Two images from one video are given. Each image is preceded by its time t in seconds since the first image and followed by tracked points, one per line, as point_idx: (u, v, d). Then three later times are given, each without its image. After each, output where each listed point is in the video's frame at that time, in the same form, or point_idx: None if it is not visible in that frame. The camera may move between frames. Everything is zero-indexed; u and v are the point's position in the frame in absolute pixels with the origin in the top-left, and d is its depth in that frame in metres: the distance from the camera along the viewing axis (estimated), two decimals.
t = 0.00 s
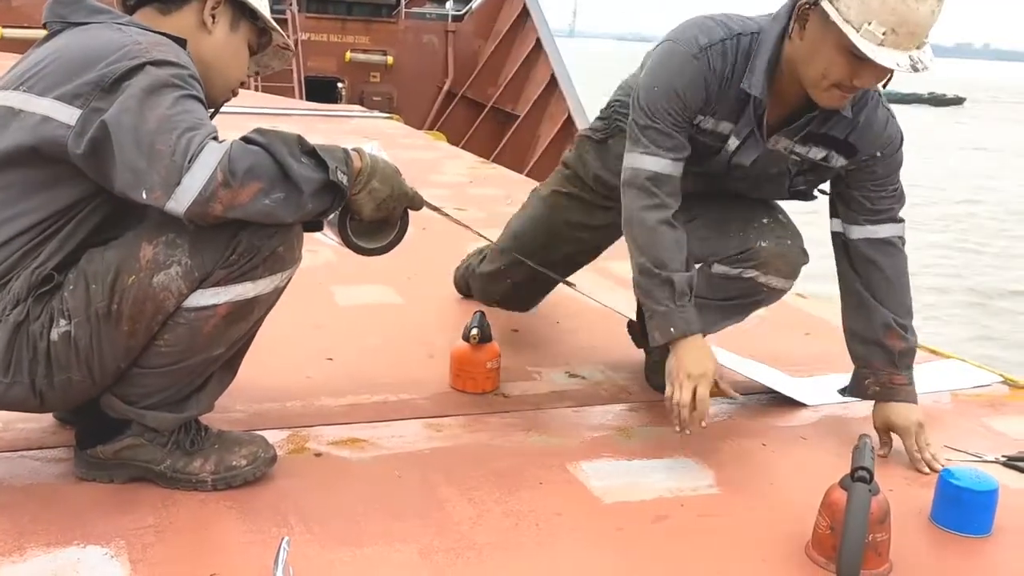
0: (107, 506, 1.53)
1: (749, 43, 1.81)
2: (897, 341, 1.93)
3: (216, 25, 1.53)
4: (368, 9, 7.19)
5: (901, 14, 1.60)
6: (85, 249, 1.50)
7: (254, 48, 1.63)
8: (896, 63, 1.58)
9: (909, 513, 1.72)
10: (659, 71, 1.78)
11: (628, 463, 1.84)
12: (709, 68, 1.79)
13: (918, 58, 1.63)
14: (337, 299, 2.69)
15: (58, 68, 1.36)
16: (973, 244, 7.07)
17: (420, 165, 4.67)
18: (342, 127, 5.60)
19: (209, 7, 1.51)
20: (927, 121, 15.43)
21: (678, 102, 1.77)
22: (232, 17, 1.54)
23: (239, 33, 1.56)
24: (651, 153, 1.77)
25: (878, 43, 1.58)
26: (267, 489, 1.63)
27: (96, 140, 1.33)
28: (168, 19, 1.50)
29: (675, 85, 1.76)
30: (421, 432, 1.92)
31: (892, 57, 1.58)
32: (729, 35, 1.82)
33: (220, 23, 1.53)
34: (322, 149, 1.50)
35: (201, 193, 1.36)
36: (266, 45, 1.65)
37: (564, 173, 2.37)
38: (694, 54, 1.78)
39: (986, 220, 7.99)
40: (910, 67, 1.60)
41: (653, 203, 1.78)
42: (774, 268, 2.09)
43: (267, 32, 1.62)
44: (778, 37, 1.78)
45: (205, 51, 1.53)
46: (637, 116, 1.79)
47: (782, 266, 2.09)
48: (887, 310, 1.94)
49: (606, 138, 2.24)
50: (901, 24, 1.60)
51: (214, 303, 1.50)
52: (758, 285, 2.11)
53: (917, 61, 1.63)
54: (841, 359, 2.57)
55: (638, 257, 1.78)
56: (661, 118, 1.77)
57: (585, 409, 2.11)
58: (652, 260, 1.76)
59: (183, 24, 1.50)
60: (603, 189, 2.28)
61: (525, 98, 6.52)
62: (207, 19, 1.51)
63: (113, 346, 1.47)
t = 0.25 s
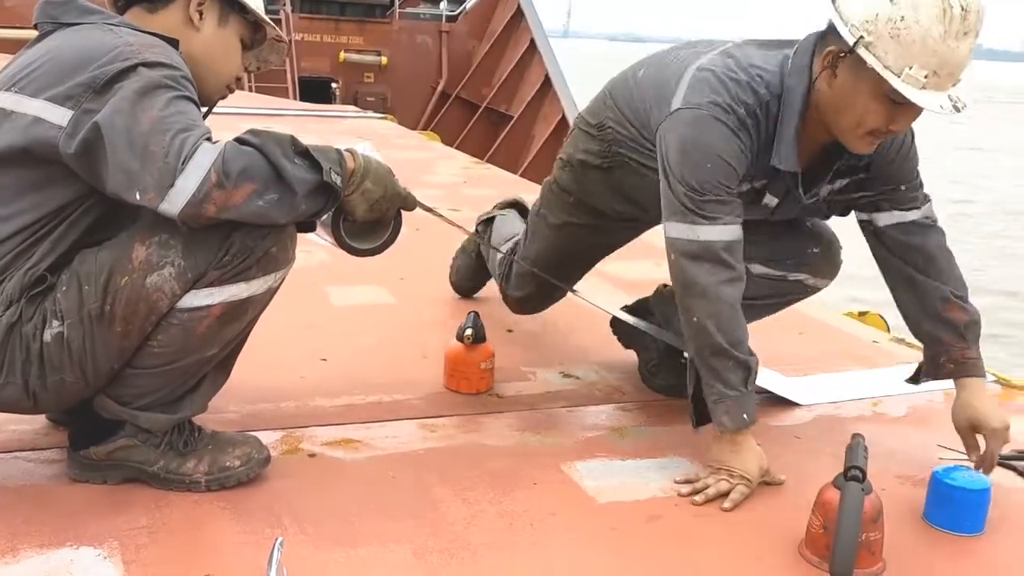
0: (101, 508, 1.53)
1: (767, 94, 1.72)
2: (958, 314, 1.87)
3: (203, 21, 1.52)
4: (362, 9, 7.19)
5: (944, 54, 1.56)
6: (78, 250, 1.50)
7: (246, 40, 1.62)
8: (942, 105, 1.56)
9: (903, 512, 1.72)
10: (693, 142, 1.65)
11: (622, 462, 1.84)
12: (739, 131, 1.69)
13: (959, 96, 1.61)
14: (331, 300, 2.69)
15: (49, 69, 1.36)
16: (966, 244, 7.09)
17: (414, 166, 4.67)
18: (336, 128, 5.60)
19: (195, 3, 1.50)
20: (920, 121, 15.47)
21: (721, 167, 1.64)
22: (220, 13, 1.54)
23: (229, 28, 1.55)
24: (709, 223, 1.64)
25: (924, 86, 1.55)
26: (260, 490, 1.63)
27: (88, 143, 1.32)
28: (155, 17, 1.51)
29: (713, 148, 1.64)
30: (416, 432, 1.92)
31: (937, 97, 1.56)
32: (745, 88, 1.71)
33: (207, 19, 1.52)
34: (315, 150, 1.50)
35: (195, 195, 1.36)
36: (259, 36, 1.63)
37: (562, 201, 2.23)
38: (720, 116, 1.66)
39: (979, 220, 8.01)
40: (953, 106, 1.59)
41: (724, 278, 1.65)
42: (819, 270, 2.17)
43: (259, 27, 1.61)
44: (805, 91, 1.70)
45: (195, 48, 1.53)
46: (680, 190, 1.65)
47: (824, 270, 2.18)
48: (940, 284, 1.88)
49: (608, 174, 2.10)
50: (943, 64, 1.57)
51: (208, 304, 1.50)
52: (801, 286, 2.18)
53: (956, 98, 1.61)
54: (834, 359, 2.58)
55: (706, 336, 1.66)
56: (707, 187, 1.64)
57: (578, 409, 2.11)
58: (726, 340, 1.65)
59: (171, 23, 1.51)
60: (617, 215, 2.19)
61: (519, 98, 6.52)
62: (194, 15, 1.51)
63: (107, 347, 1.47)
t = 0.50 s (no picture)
0: (92, 510, 1.53)
1: (774, 124, 1.73)
2: (986, 381, 1.78)
3: (188, 18, 1.52)
4: (355, 10, 7.19)
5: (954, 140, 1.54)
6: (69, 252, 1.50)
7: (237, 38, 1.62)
8: (944, 191, 1.54)
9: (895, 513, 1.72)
10: (694, 142, 1.66)
11: (616, 463, 1.84)
12: (741, 140, 1.69)
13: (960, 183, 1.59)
14: (325, 301, 2.69)
15: (38, 70, 1.35)
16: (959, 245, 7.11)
17: (408, 167, 4.67)
18: (330, 129, 5.60)
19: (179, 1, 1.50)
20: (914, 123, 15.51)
21: (717, 178, 1.65)
22: (206, 9, 1.53)
23: (216, 24, 1.55)
24: (699, 234, 1.64)
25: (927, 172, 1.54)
26: (253, 492, 1.63)
27: (78, 145, 1.32)
28: (139, 17, 1.51)
29: (711, 154, 1.65)
30: (409, 433, 1.92)
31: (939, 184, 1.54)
32: (754, 105, 1.74)
33: (192, 16, 1.52)
34: (308, 151, 1.49)
35: (188, 196, 1.36)
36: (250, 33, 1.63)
37: (557, 229, 2.23)
38: (726, 120, 1.68)
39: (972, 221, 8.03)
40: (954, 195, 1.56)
41: (708, 294, 1.66)
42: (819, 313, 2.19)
43: (248, 23, 1.60)
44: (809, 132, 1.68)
45: (182, 46, 1.53)
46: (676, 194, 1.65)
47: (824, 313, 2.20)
48: (956, 352, 1.80)
49: (603, 202, 2.11)
50: (949, 148, 1.55)
51: (200, 305, 1.49)
52: (798, 325, 2.21)
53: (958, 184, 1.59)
54: (827, 359, 2.59)
55: (688, 352, 1.67)
56: (699, 195, 1.64)
57: (572, 410, 2.11)
58: (708, 356, 1.67)
59: (155, 21, 1.51)
60: (609, 246, 2.19)
61: (513, 99, 6.53)
62: (178, 13, 1.51)
63: (98, 349, 1.46)
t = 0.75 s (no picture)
0: (88, 512, 1.52)
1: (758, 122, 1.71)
2: (971, 379, 1.78)
3: (181, 18, 1.52)
4: (351, 12, 7.19)
5: (914, 152, 1.53)
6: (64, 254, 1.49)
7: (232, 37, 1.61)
8: (901, 203, 1.55)
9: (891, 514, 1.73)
10: (678, 147, 1.64)
11: (612, 464, 1.85)
12: (727, 140, 1.67)
13: (927, 193, 1.59)
14: (321, 302, 2.69)
15: (32, 72, 1.35)
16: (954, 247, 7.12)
17: (404, 168, 4.67)
18: (325, 130, 5.59)
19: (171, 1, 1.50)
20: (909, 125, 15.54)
21: (703, 186, 1.63)
22: (198, 9, 1.53)
23: (209, 23, 1.55)
24: (688, 239, 1.64)
25: (883, 182, 1.54)
26: (249, 494, 1.62)
27: (73, 146, 1.31)
28: (132, 17, 1.50)
29: (698, 158, 1.63)
30: (405, 435, 1.92)
31: (897, 196, 1.54)
32: (738, 103, 1.71)
33: (184, 16, 1.52)
34: (304, 153, 1.49)
35: (184, 197, 1.36)
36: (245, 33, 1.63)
37: (552, 235, 2.23)
38: (711, 122, 1.66)
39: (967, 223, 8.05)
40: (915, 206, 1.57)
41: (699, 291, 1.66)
42: (807, 318, 2.18)
43: (243, 22, 1.60)
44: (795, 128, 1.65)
45: (175, 46, 1.53)
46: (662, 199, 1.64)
47: (812, 318, 2.19)
48: (946, 350, 1.80)
49: (597, 206, 2.11)
50: (912, 160, 1.54)
51: (196, 307, 1.49)
52: (787, 333, 2.21)
53: (925, 193, 1.59)
54: (823, 361, 2.59)
55: (678, 355, 1.68)
56: (687, 203, 1.63)
57: (568, 412, 2.11)
58: (698, 360, 1.68)
59: (147, 22, 1.51)
60: (604, 249, 2.18)
61: (509, 101, 6.53)
62: (170, 13, 1.51)
63: (94, 351, 1.46)
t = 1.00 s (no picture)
0: (84, 515, 1.52)
1: (704, 104, 1.75)
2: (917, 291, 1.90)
3: (177, 22, 1.52)
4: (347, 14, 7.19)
5: (798, 131, 1.63)
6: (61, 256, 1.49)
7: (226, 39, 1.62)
8: (790, 176, 1.65)
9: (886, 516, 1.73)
10: (644, 157, 1.67)
11: (609, 466, 1.85)
12: (686, 140, 1.71)
13: (825, 171, 1.66)
14: (317, 304, 2.69)
15: (29, 75, 1.35)
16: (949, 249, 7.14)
17: (400, 170, 4.67)
18: (321, 132, 5.59)
19: (168, 4, 1.50)
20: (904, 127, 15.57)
21: (668, 179, 1.67)
22: (194, 12, 1.53)
23: (205, 27, 1.55)
24: (666, 231, 1.65)
25: (775, 157, 1.65)
26: (245, 496, 1.62)
27: (69, 149, 1.31)
28: (129, 20, 1.50)
29: (662, 160, 1.67)
30: (402, 437, 1.92)
31: (784, 170, 1.64)
32: (687, 101, 1.74)
33: (181, 19, 1.52)
34: (301, 155, 1.50)
35: (181, 200, 1.36)
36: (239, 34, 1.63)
37: (535, 213, 2.30)
38: (666, 125, 1.70)
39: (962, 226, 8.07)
40: (809, 183, 1.66)
41: (679, 278, 1.67)
42: (780, 281, 2.18)
43: (238, 24, 1.60)
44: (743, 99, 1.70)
45: (171, 49, 1.53)
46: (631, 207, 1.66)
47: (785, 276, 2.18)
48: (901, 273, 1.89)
49: (573, 188, 2.17)
50: (799, 139, 1.63)
51: (193, 309, 1.49)
52: (759, 297, 2.20)
53: (824, 170, 1.67)
54: (818, 363, 2.59)
55: (667, 339, 1.67)
56: (658, 202, 1.65)
57: (564, 414, 2.12)
58: (686, 344, 1.67)
59: (144, 25, 1.50)
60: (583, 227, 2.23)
61: (504, 102, 6.53)
62: (168, 16, 1.50)
63: (91, 354, 1.46)
